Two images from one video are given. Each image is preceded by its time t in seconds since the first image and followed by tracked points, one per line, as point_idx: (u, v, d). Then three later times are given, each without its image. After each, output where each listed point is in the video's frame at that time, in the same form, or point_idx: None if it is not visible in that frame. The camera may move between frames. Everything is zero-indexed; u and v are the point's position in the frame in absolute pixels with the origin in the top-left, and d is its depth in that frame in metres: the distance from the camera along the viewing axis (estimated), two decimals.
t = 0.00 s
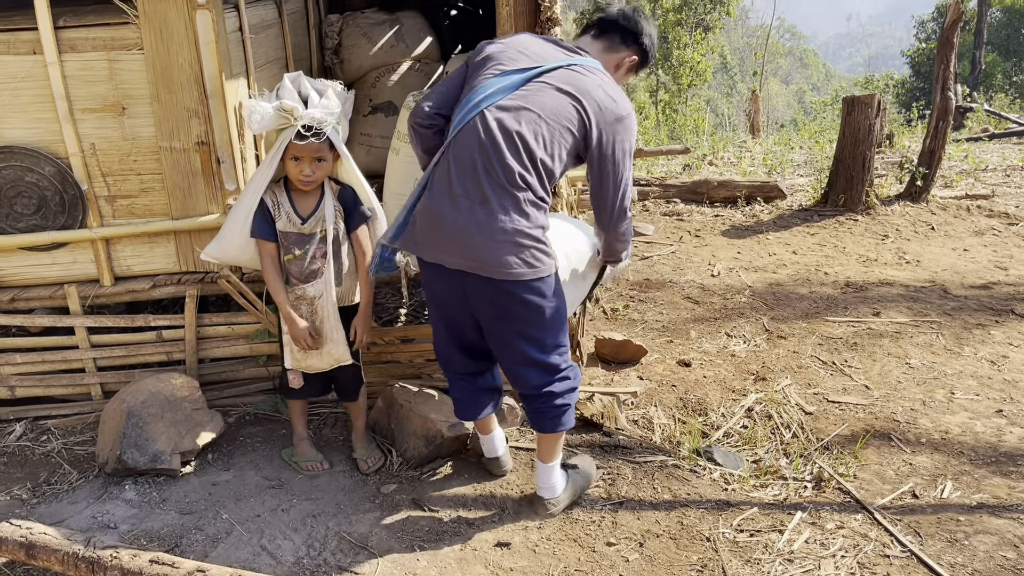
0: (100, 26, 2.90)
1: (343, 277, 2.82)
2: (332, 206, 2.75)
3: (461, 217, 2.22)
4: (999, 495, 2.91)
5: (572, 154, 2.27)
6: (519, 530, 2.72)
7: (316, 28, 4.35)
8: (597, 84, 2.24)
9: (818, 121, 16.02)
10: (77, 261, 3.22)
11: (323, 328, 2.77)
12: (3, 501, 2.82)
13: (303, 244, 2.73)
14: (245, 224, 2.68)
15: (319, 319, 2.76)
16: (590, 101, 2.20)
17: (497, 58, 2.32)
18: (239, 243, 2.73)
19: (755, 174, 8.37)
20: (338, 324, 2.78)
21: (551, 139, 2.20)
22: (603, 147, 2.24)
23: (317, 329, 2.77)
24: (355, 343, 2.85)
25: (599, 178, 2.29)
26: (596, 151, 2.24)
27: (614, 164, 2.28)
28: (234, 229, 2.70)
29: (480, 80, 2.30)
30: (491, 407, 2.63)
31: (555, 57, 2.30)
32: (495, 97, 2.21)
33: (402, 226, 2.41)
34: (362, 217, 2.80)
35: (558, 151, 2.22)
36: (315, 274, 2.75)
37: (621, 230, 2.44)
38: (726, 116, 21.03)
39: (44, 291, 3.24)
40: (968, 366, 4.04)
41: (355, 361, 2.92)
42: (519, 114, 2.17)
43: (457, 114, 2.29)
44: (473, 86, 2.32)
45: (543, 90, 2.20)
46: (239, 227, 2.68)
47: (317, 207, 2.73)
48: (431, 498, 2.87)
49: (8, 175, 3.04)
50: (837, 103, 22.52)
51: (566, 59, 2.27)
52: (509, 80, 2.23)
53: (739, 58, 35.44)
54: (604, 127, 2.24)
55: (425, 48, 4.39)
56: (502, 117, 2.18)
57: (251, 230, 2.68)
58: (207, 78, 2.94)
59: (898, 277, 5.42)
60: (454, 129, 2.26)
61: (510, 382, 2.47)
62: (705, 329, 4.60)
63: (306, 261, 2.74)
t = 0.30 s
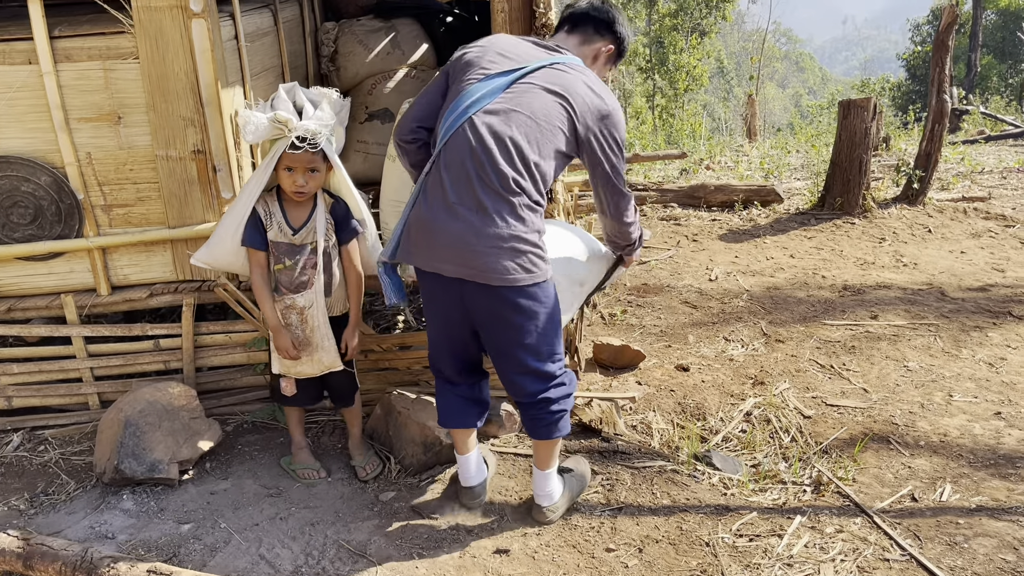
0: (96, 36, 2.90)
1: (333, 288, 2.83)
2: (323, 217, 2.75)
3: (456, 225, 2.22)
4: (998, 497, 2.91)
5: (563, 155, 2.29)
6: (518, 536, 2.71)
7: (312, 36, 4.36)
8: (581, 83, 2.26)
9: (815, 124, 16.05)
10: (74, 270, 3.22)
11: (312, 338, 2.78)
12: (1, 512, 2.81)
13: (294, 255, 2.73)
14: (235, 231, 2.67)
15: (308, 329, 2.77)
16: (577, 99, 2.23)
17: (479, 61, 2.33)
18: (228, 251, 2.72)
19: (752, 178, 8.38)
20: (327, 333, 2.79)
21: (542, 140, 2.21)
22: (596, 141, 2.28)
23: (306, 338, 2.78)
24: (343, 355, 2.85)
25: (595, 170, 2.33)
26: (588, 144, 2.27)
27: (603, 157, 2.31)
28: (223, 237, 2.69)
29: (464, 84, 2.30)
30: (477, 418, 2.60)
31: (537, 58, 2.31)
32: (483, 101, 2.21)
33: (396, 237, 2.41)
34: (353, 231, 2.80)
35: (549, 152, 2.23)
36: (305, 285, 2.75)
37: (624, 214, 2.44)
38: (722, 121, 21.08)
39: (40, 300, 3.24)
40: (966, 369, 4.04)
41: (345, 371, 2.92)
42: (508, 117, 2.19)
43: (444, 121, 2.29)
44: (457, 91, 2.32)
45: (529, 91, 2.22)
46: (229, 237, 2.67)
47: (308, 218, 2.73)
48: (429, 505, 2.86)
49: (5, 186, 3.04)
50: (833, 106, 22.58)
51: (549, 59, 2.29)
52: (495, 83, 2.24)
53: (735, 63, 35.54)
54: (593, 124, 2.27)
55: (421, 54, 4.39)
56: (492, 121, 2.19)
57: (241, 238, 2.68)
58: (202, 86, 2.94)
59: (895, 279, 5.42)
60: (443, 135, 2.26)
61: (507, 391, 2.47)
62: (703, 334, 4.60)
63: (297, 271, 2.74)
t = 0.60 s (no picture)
0: (90, 42, 2.90)
1: (325, 291, 2.85)
2: (314, 220, 2.76)
3: (443, 224, 2.22)
4: (994, 499, 2.91)
5: (552, 155, 2.29)
6: (515, 541, 2.71)
7: (307, 41, 4.36)
8: (568, 85, 2.28)
9: (810, 127, 16.08)
10: (69, 276, 3.21)
11: (307, 343, 2.78)
12: None
13: (286, 260, 2.73)
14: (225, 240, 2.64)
15: (303, 334, 2.77)
16: (565, 100, 2.24)
17: (468, 64, 2.35)
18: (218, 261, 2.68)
19: (748, 181, 8.40)
20: (322, 338, 2.80)
21: (529, 140, 2.22)
22: (584, 142, 2.28)
23: (301, 345, 2.77)
24: (339, 358, 2.87)
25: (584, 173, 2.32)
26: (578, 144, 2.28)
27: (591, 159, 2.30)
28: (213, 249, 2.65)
29: (453, 86, 2.32)
30: (472, 423, 2.61)
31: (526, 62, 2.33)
32: (472, 102, 2.23)
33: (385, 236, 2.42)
34: (343, 234, 2.82)
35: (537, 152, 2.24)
36: (298, 289, 2.76)
37: (617, 216, 2.41)
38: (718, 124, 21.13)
39: (35, 307, 3.23)
40: (962, 371, 4.05)
41: (339, 378, 2.91)
42: (495, 118, 2.20)
43: (433, 122, 2.30)
44: (445, 93, 2.34)
45: (517, 93, 2.23)
46: (220, 245, 2.64)
47: (299, 223, 2.73)
48: (425, 510, 2.86)
49: None
50: (828, 109, 22.64)
51: (537, 64, 2.31)
52: (483, 85, 2.26)
53: (731, 66, 35.64)
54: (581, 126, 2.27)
55: (417, 59, 4.40)
56: (480, 121, 2.20)
57: (231, 248, 2.66)
58: (197, 92, 2.94)
59: (891, 282, 5.44)
60: (431, 135, 2.28)
61: (499, 395, 2.46)
62: (699, 337, 4.60)
63: (290, 276, 2.75)
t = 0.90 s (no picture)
0: (86, 43, 2.90)
1: (325, 289, 2.86)
2: (308, 216, 2.78)
3: (446, 218, 2.23)
4: (989, 498, 2.92)
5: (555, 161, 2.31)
6: (511, 541, 2.71)
7: (303, 42, 4.36)
8: (576, 95, 2.32)
9: (806, 129, 16.11)
10: (64, 278, 3.20)
11: (312, 341, 2.79)
12: None
13: (286, 258, 2.72)
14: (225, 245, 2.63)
15: (307, 333, 2.79)
16: (572, 109, 2.28)
17: (478, 69, 2.39)
18: (220, 265, 2.67)
19: (744, 183, 8.42)
20: (325, 334, 2.82)
21: (534, 143, 2.24)
22: (586, 154, 2.30)
23: (306, 343, 2.79)
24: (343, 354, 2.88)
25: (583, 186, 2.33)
26: (580, 153, 2.29)
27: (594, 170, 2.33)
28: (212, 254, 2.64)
29: (462, 87, 2.35)
30: (468, 425, 2.61)
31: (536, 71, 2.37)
32: (480, 102, 2.26)
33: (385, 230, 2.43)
34: (338, 229, 2.86)
35: (541, 156, 2.26)
36: (299, 288, 2.76)
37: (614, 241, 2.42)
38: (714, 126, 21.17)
39: (30, 308, 3.23)
40: (957, 371, 4.06)
41: (343, 373, 2.93)
42: (503, 118, 2.22)
43: (439, 120, 2.32)
44: (454, 94, 2.37)
45: (525, 98, 2.26)
46: (219, 249, 2.62)
47: (294, 220, 2.73)
48: (422, 511, 2.86)
49: None
50: (824, 111, 22.69)
51: (548, 73, 2.35)
52: (492, 88, 2.29)
53: (727, 68, 35.71)
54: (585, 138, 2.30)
55: (413, 60, 4.40)
56: (487, 119, 2.22)
57: (231, 251, 2.63)
58: (193, 93, 2.94)
59: (886, 282, 5.45)
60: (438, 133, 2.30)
61: (496, 393, 2.47)
62: (695, 338, 4.61)
63: (290, 274, 2.74)
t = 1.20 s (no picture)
0: (88, 43, 2.90)
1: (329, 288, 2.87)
2: (310, 215, 2.80)
3: (450, 215, 2.24)
4: (988, 500, 2.93)
5: (559, 155, 2.31)
6: (512, 541, 2.71)
7: (304, 43, 4.36)
8: (579, 87, 2.31)
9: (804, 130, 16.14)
10: (65, 278, 3.20)
11: (319, 339, 2.79)
12: None
13: (290, 257, 2.72)
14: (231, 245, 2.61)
15: (313, 331, 2.78)
16: (575, 101, 2.26)
17: (482, 65, 2.40)
18: (225, 267, 2.64)
19: (742, 184, 8.44)
20: (332, 332, 2.81)
21: (537, 139, 2.25)
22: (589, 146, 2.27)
23: (313, 342, 2.78)
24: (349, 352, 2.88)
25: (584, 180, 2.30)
26: (580, 148, 2.25)
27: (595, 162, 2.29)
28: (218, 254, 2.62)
29: (467, 84, 2.37)
30: (470, 424, 2.61)
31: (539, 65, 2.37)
32: (483, 97, 2.27)
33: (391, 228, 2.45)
34: (341, 227, 2.88)
35: (544, 151, 2.27)
36: (305, 286, 2.76)
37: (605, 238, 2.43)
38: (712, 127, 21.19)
39: (31, 308, 3.23)
40: (956, 372, 4.07)
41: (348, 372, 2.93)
42: (505, 114, 2.23)
43: (444, 118, 2.34)
44: (458, 91, 2.38)
45: (527, 93, 2.27)
46: (224, 249, 2.61)
47: (297, 218, 2.76)
48: (423, 511, 2.86)
49: None
50: (823, 112, 22.72)
51: (550, 67, 2.35)
52: (495, 83, 2.29)
53: (726, 69, 35.75)
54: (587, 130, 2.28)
55: (413, 61, 4.41)
56: (489, 115, 2.23)
57: (237, 251, 2.61)
58: (194, 93, 2.94)
59: (885, 284, 5.47)
60: (443, 130, 2.31)
61: (498, 392, 2.47)
62: (694, 339, 4.61)
63: (295, 272, 2.73)
